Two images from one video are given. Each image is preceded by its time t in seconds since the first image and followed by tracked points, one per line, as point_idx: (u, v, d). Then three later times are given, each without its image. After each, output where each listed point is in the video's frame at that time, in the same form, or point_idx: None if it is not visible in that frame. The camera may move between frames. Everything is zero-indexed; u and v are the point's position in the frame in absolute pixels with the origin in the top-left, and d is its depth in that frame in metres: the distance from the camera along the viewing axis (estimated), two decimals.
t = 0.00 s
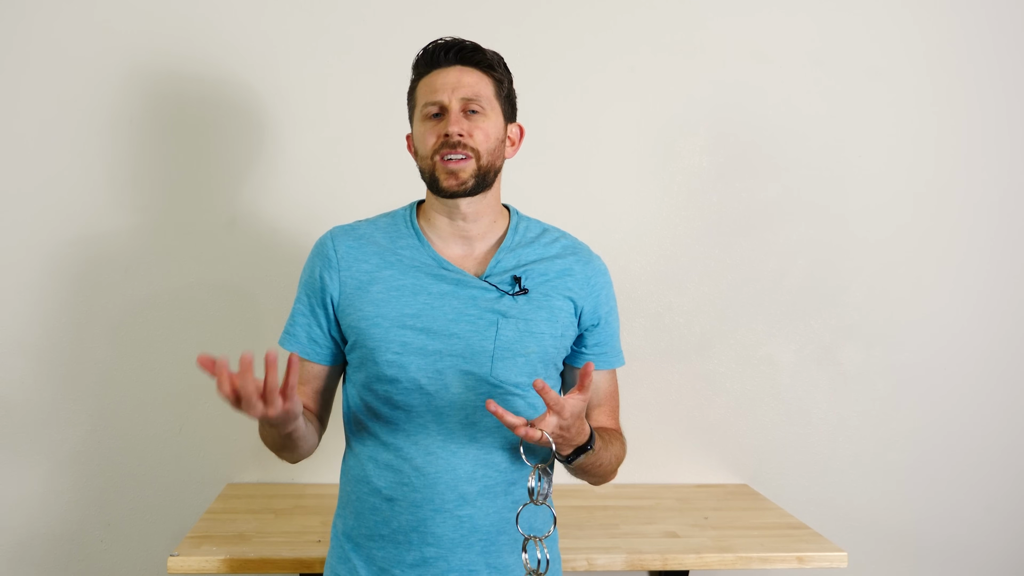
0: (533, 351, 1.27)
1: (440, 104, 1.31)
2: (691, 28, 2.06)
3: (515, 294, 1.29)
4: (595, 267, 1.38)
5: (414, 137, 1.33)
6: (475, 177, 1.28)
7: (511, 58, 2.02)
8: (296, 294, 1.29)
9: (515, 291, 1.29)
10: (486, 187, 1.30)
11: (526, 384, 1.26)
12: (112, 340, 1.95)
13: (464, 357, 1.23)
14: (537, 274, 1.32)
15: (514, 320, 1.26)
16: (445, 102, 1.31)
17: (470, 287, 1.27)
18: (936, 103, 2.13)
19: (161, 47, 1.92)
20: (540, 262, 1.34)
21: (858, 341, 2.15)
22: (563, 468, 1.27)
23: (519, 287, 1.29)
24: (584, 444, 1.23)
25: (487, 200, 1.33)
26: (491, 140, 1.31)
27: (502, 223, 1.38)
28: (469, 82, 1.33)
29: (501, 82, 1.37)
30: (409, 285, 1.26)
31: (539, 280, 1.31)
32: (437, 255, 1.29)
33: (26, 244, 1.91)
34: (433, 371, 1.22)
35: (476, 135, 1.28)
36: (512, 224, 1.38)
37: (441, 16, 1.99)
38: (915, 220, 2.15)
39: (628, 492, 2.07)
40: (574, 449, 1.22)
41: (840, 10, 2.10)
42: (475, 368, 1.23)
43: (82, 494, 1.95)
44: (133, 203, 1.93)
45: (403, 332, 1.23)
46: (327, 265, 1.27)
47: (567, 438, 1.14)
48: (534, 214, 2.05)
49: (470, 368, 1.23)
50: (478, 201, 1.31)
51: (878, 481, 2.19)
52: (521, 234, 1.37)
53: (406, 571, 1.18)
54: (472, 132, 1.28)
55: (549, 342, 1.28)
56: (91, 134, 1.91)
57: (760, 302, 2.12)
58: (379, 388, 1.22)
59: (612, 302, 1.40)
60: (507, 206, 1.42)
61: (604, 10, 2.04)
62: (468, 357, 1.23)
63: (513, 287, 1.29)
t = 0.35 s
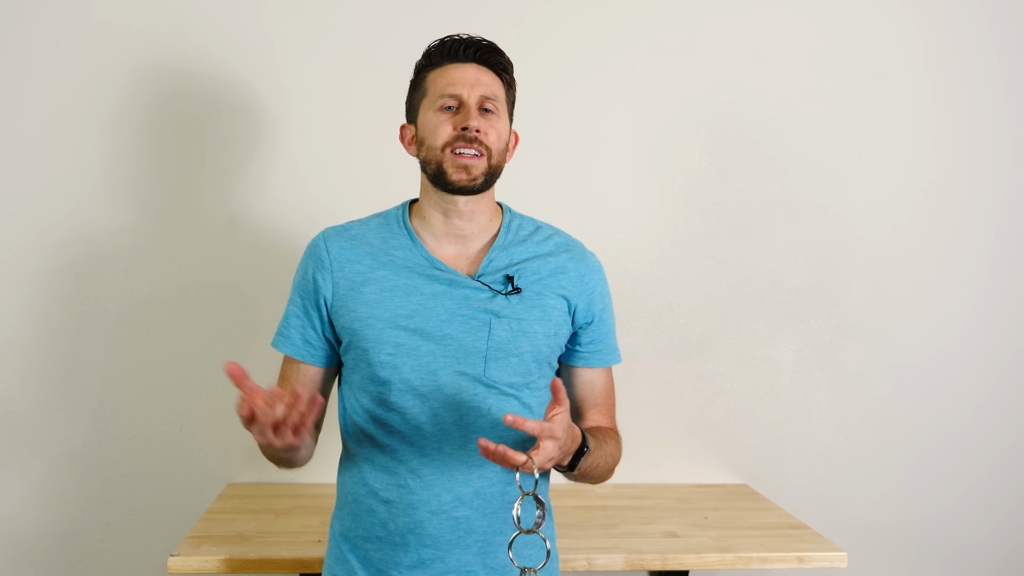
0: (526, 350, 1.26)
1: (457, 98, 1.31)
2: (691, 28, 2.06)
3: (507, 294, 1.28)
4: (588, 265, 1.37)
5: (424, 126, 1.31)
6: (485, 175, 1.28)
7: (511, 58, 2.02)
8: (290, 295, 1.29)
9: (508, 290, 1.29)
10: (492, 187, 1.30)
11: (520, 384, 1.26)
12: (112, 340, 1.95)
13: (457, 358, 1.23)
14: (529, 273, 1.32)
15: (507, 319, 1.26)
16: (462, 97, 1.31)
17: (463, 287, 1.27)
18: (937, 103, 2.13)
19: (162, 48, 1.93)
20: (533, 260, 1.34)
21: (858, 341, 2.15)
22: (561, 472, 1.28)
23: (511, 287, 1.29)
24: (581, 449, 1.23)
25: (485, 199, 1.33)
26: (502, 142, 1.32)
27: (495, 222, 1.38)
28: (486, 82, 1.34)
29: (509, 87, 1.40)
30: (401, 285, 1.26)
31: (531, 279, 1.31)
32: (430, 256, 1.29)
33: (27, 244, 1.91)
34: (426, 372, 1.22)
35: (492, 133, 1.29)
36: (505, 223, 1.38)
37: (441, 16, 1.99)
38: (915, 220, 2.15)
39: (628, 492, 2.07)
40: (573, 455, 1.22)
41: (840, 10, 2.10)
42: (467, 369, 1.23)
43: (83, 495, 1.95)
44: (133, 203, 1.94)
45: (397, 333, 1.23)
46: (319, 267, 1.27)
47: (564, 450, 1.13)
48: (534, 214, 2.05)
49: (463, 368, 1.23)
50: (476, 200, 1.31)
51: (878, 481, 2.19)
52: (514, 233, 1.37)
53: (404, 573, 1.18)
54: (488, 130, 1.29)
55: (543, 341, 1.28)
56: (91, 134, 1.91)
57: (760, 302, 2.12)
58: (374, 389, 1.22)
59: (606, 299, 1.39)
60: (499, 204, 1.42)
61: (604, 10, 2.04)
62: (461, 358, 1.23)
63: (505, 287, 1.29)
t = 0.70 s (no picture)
0: (527, 350, 1.26)
1: (462, 102, 1.30)
2: (690, 28, 2.06)
3: (507, 294, 1.28)
4: (586, 264, 1.37)
5: (428, 128, 1.30)
6: (488, 181, 1.28)
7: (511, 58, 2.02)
8: (288, 297, 1.29)
9: (507, 290, 1.29)
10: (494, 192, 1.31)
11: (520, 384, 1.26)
12: (113, 340, 1.95)
13: (458, 358, 1.23)
14: (528, 273, 1.31)
15: (507, 319, 1.26)
16: (468, 100, 1.31)
17: (463, 288, 1.27)
18: (936, 103, 2.13)
19: (163, 48, 1.93)
20: (532, 260, 1.34)
21: (858, 341, 2.15)
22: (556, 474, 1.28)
23: (511, 286, 1.29)
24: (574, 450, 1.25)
25: (485, 201, 1.33)
26: (505, 147, 1.32)
27: (494, 223, 1.38)
28: (491, 86, 1.33)
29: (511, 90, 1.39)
30: (401, 286, 1.26)
31: (530, 279, 1.31)
32: (429, 256, 1.29)
33: (26, 244, 1.91)
34: (427, 372, 1.22)
35: (496, 139, 1.29)
36: (504, 224, 1.38)
37: (441, 17, 1.99)
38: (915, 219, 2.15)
39: (628, 492, 2.07)
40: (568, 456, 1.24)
41: (840, 10, 2.10)
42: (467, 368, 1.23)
43: (83, 495, 1.95)
44: (133, 203, 1.94)
45: (397, 334, 1.23)
46: (318, 268, 1.27)
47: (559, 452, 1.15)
48: (534, 214, 2.05)
49: (464, 369, 1.23)
50: (475, 202, 1.32)
51: (878, 481, 2.19)
52: (512, 233, 1.37)
53: (404, 573, 1.18)
54: (493, 136, 1.29)
55: (543, 340, 1.28)
56: (91, 134, 1.91)
57: (760, 302, 2.12)
58: (374, 390, 1.22)
59: (603, 299, 1.39)
60: (497, 205, 1.42)
61: (604, 10, 2.04)
62: (461, 358, 1.23)
63: (505, 287, 1.29)
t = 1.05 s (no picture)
0: (528, 350, 1.27)
1: (467, 105, 1.30)
2: (690, 28, 2.06)
3: (508, 294, 1.29)
4: (586, 265, 1.37)
5: (433, 131, 1.30)
6: (492, 185, 1.28)
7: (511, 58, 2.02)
8: (290, 295, 1.27)
9: (508, 290, 1.29)
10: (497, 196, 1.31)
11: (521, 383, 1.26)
12: (113, 340, 1.95)
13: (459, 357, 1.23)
14: (529, 273, 1.32)
15: (509, 319, 1.26)
16: (473, 104, 1.30)
17: (464, 287, 1.27)
18: (937, 103, 2.13)
19: (163, 48, 1.93)
20: (532, 260, 1.34)
21: (858, 341, 2.15)
22: (552, 468, 1.28)
23: (512, 286, 1.29)
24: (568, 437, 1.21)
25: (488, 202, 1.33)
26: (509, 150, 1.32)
27: (494, 223, 1.38)
28: (495, 89, 1.32)
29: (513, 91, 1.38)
30: (404, 285, 1.26)
31: (531, 279, 1.31)
32: (431, 256, 1.29)
33: (26, 244, 1.91)
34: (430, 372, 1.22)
35: (500, 143, 1.29)
36: (504, 224, 1.38)
37: (441, 17, 1.99)
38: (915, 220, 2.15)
39: (628, 492, 2.07)
40: (560, 441, 1.20)
41: (840, 10, 2.10)
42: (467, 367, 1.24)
43: (83, 495, 1.95)
44: (133, 203, 1.94)
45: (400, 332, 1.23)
46: (322, 265, 1.26)
47: (552, 433, 1.14)
48: (534, 213, 2.05)
49: (465, 368, 1.23)
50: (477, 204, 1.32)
51: (878, 481, 2.19)
52: (512, 233, 1.37)
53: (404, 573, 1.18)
54: (497, 139, 1.29)
55: (543, 340, 1.28)
56: (91, 134, 1.91)
57: (760, 302, 2.12)
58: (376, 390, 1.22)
59: (602, 299, 1.39)
60: (497, 205, 1.42)
61: (604, 10, 2.04)
62: (463, 358, 1.23)
63: (506, 287, 1.29)
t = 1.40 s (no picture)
0: (530, 351, 1.27)
1: (448, 110, 1.29)
2: (690, 28, 2.06)
3: (511, 295, 1.29)
4: (588, 266, 1.37)
5: (419, 140, 1.30)
6: (484, 187, 1.28)
7: (510, 58, 2.02)
8: (290, 294, 1.27)
9: (511, 292, 1.29)
10: (492, 196, 1.30)
11: (523, 384, 1.26)
12: (113, 340, 1.95)
13: (461, 358, 1.23)
14: (531, 274, 1.32)
15: (511, 320, 1.26)
16: (454, 108, 1.29)
17: (467, 288, 1.27)
18: (936, 103, 2.13)
19: (163, 48, 1.93)
20: (535, 261, 1.34)
21: (858, 341, 2.15)
22: (540, 467, 1.27)
23: (514, 287, 1.29)
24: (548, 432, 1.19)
25: (489, 202, 1.32)
26: (499, 148, 1.31)
27: (497, 224, 1.38)
28: (478, 89, 1.31)
29: (505, 87, 1.36)
30: (407, 285, 1.26)
31: (534, 280, 1.31)
32: (434, 256, 1.29)
33: (26, 244, 1.91)
34: (431, 372, 1.22)
35: (485, 143, 1.28)
36: (507, 225, 1.37)
37: (441, 17, 2.00)
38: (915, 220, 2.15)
39: (628, 492, 2.07)
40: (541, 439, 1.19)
41: (839, 10, 2.10)
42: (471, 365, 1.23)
43: (83, 495, 1.95)
44: (133, 203, 1.94)
45: (403, 332, 1.23)
46: (323, 265, 1.26)
47: (534, 430, 1.15)
48: (534, 213, 2.05)
49: (467, 369, 1.23)
50: (479, 205, 1.31)
51: (878, 481, 2.19)
52: (515, 235, 1.37)
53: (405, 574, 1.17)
54: (482, 140, 1.28)
55: (545, 342, 1.29)
56: (91, 134, 1.91)
57: (760, 302, 2.12)
58: (378, 389, 1.22)
59: (605, 302, 1.39)
60: (500, 206, 1.42)
61: (604, 10, 2.04)
62: (465, 358, 1.23)
63: (509, 288, 1.29)
